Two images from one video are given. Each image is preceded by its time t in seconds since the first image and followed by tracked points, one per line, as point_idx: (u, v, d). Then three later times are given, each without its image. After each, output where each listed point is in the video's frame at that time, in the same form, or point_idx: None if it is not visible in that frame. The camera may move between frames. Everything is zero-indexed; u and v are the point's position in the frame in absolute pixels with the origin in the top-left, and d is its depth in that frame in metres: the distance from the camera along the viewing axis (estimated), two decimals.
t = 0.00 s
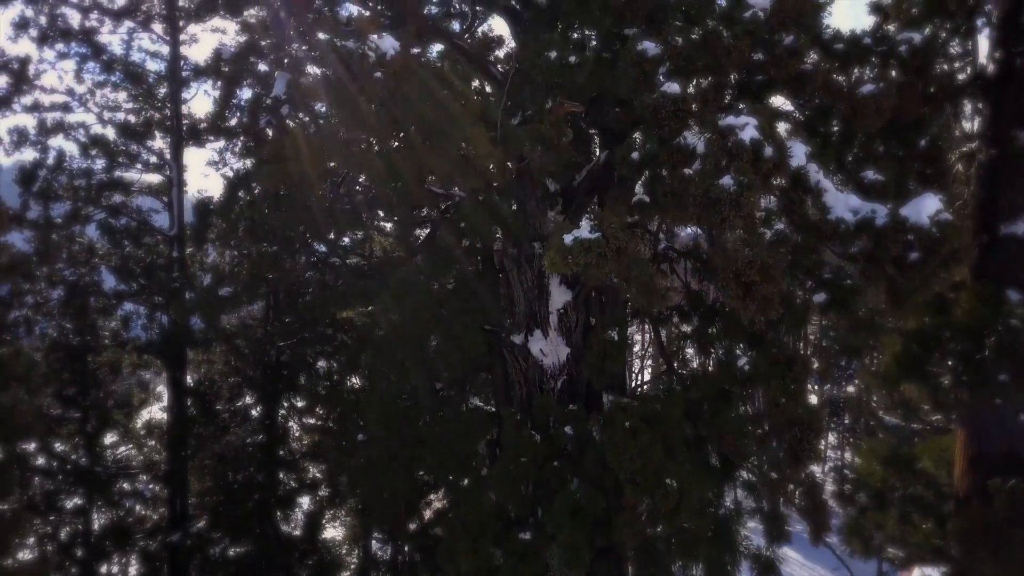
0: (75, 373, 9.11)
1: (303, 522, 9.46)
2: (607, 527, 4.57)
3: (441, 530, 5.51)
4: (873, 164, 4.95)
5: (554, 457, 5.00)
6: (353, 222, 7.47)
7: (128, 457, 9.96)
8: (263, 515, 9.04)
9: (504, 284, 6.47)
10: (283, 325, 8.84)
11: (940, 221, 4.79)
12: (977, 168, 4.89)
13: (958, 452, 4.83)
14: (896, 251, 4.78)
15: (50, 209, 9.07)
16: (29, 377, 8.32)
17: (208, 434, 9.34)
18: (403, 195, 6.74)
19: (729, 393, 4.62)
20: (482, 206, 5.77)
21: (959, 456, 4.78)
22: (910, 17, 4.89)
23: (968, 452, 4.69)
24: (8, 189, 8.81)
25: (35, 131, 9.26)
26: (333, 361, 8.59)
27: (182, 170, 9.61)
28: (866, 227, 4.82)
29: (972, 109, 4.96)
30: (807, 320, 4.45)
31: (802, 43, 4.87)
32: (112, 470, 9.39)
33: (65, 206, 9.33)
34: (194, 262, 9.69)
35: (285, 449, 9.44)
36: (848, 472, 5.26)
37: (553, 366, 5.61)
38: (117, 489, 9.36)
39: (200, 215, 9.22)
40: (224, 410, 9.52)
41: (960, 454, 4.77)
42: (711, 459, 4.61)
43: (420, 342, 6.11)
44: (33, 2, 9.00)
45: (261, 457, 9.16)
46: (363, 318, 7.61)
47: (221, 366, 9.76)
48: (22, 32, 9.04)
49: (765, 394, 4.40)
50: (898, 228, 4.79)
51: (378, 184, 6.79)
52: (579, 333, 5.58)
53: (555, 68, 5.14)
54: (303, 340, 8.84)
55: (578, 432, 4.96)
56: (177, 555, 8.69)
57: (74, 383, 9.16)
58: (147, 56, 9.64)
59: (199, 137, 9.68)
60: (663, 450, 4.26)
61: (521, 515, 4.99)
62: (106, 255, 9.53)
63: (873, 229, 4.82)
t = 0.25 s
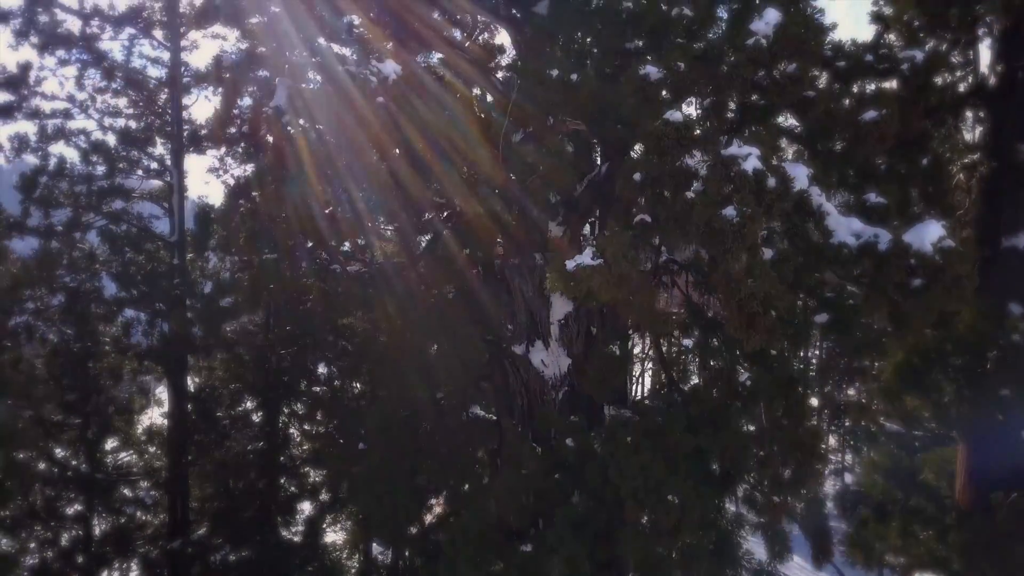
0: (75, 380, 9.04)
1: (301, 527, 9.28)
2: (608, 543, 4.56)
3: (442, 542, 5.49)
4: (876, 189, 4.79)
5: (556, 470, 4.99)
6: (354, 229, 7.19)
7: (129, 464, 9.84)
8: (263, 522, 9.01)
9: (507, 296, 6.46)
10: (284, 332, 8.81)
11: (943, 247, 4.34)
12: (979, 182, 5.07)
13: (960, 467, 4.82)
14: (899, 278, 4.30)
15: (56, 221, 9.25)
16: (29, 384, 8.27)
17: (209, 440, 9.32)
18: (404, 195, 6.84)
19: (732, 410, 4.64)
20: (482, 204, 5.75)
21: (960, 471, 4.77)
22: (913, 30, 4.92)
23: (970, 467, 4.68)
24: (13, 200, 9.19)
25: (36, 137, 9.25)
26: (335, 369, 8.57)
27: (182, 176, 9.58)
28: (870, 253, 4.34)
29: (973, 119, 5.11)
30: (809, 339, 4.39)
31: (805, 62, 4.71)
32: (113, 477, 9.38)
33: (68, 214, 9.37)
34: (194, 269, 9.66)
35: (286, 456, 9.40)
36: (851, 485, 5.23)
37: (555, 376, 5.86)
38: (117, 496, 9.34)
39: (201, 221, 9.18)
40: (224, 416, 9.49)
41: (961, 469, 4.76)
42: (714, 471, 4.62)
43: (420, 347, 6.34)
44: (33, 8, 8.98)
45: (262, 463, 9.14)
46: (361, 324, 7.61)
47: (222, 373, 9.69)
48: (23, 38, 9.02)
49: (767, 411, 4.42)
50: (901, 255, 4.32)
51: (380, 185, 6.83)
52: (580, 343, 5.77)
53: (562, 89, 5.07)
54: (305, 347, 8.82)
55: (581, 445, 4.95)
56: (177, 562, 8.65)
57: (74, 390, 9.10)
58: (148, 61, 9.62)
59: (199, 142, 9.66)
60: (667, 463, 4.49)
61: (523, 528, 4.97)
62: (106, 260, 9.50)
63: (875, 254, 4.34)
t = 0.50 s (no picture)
0: (75, 386, 9.05)
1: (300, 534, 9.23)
2: (609, 558, 4.57)
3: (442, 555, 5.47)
4: (876, 211, 4.83)
5: (557, 484, 4.99)
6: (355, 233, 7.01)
7: (129, 471, 9.89)
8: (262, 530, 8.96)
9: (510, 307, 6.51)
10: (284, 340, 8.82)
11: (946, 277, 4.33)
12: (980, 196, 5.12)
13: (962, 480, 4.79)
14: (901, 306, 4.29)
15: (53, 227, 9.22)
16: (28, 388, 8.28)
17: (209, 447, 9.32)
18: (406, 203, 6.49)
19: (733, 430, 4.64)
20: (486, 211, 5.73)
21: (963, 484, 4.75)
22: (912, 45, 4.95)
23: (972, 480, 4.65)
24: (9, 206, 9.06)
25: (36, 143, 9.25)
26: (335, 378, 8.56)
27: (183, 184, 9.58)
28: (872, 279, 4.28)
29: (973, 130, 5.13)
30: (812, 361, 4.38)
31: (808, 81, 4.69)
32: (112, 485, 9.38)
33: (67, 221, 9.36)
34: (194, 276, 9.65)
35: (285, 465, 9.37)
36: (853, 500, 5.21)
37: (556, 389, 6.12)
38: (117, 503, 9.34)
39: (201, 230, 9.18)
40: (225, 424, 9.49)
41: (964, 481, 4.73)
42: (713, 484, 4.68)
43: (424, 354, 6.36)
44: (32, 15, 9.01)
45: (261, 471, 9.13)
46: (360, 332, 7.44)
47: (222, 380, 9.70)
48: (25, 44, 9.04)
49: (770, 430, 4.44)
50: (902, 282, 4.29)
51: (381, 191, 6.54)
52: (580, 353, 6.04)
53: (563, 107, 5.18)
54: (304, 355, 8.82)
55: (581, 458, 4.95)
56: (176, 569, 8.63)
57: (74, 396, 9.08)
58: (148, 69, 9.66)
59: (199, 149, 9.67)
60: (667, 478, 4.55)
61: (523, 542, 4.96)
62: (106, 268, 9.48)
63: (878, 281, 4.28)
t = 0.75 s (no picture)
0: (75, 393, 9.05)
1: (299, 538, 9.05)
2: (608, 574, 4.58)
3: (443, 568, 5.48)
4: (879, 232, 4.73)
5: (557, 499, 4.99)
6: (355, 235, 6.90)
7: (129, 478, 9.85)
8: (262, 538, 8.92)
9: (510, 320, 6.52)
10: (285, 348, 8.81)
11: (948, 310, 4.14)
12: (981, 208, 5.23)
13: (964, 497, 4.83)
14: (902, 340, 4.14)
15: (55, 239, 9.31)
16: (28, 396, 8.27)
17: (208, 455, 9.34)
18: (406, 201, 6.35)
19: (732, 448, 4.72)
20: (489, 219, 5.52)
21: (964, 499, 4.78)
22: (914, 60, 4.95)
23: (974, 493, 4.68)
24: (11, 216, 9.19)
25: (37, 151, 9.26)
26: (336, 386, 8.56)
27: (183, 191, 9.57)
28: (873, 310, 4.17)
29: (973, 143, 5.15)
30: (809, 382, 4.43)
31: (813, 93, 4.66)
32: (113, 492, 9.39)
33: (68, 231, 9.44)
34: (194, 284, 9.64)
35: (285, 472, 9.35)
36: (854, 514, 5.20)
37: (556, 402, 6.17)
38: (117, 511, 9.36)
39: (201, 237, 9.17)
40: (225, 431, 9.47)
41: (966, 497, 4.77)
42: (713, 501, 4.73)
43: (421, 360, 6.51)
44: (32, 23, 9.01)
45: (261, 479, 9.14)
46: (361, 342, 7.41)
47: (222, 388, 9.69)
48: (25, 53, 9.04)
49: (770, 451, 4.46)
50: (904, 314, 4.12)
51: (384, 196, 6.34)
52: (581, 367, 6.15)
53: (563, 124, 5.21)
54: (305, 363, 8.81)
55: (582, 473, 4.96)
56: None
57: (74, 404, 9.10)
58: (148, 76, 9.66)
59: (200, 157, 9.66)
60: (668, 495, 4.57)
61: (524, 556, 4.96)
62: (106, 275, 9.47)
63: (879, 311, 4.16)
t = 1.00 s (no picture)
0: (76, 402, 9.06)
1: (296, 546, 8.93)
2: None
3: None
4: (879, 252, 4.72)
5: (557, 515, 5.00)
6: (355, 247, 6.57)
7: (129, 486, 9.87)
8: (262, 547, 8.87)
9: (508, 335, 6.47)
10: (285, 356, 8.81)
11: (948, 345, 4.14)
12: (981, 221, 5.33)
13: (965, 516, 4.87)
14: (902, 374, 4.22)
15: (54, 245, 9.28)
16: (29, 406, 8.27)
17: (209, 464, 9.35)
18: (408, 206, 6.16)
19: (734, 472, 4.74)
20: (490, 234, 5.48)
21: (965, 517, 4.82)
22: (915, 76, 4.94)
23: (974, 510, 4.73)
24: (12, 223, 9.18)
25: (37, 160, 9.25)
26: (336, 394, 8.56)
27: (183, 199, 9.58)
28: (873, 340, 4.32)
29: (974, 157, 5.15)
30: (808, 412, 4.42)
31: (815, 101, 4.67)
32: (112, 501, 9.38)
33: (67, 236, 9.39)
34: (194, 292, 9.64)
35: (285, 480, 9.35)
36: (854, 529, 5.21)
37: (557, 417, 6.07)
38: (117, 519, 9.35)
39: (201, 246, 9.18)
40: (225, 440, 9.47)
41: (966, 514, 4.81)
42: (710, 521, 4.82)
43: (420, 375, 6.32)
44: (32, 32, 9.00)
45: (261, 487, 9.14)
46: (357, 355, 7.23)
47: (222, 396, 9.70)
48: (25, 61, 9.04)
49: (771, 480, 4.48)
50: (905, 348, 4.24)
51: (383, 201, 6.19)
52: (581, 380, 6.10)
53: (565, 139, 5.22)
54: (305, 372, 8.82)
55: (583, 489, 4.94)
56: None
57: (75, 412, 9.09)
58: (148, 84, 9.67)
59: (199, 165, 9.66)
60: (668, 516, 4.61)
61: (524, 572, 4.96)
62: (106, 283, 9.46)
63: (880, 343, 4.33)
